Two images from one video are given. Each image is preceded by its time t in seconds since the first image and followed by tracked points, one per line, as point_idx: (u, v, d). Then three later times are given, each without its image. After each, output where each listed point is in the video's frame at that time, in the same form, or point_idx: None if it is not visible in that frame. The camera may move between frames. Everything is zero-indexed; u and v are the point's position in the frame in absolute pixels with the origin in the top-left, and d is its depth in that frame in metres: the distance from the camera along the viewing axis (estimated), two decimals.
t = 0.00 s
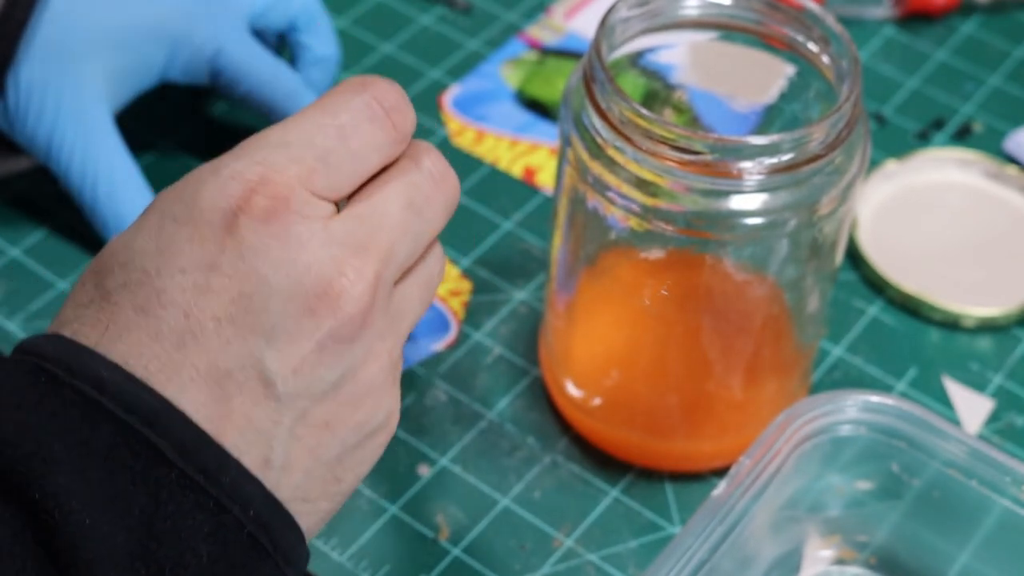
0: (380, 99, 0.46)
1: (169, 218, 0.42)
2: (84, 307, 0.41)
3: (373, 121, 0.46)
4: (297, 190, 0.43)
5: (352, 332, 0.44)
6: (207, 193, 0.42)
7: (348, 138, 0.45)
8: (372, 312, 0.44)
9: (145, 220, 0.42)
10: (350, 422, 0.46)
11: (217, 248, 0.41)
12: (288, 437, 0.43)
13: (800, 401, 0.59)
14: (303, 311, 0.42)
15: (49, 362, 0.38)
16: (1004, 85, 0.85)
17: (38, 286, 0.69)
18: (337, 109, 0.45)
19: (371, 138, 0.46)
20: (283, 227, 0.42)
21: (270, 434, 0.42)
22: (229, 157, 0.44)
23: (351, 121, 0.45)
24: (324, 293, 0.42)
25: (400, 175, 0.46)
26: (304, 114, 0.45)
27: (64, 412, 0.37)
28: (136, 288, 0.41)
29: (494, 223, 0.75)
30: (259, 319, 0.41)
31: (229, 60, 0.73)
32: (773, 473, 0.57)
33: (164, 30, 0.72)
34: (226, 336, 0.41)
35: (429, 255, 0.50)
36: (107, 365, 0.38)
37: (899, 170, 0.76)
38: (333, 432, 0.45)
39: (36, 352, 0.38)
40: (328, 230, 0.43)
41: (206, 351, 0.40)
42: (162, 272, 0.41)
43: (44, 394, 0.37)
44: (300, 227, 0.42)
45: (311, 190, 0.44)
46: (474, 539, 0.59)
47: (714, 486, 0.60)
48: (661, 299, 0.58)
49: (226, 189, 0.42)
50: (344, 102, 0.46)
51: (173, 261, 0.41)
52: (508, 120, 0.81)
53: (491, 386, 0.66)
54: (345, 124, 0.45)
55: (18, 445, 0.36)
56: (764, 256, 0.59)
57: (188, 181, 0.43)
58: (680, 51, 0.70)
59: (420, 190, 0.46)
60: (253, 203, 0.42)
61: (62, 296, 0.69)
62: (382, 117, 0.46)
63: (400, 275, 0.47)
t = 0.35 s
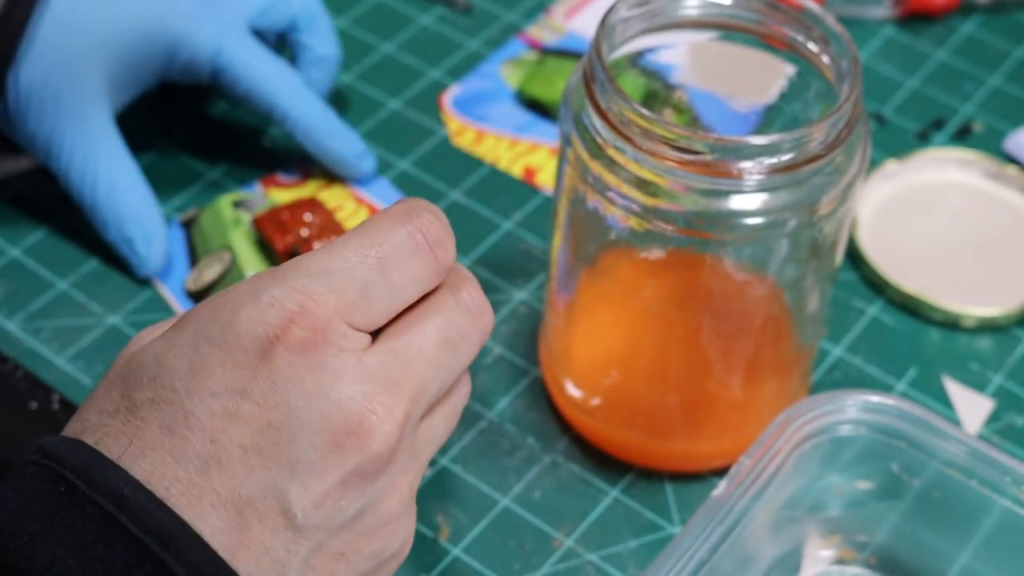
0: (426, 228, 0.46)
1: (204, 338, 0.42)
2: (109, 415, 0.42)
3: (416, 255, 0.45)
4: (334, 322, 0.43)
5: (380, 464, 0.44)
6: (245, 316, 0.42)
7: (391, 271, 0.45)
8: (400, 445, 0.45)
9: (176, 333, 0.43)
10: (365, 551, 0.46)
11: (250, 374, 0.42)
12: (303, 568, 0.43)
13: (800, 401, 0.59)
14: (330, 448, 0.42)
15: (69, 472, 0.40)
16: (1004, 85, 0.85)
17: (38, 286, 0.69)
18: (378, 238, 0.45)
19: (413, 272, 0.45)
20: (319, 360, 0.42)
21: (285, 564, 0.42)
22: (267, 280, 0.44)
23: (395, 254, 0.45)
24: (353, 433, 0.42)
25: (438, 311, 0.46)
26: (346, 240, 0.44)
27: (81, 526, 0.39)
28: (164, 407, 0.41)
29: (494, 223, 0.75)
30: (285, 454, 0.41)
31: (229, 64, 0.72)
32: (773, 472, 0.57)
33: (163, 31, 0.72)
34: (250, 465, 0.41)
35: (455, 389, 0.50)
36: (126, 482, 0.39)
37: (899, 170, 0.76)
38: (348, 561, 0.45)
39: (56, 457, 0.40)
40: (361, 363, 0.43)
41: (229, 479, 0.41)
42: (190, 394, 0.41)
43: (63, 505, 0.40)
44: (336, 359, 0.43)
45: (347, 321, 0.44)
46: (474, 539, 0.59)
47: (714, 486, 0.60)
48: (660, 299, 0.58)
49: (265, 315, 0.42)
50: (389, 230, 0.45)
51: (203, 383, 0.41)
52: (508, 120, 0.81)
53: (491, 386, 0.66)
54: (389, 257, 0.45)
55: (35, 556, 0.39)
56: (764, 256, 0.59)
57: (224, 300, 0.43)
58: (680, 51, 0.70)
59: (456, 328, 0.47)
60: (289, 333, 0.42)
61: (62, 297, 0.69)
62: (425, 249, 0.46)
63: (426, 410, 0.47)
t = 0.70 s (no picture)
0: (464, 307, 0.45)
1: (243, 414, 0.41)
2: (143, 483, 0.41)
3: (454, 338, 0.45)
4: (374, 407, 0.42)
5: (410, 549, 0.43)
6: (285, 397, 0.41)
7: (429, 352, 0.44)
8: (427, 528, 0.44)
9: (215, 404, 0.42)
10: None
11: (289, 455, 0.41)
12: None
13: (800, 401, 0.59)
14: (363, 531, 0.41)
15: (103, 538, 0.39)
16: (1004, 85, 0.85)
17: (38, 285, 0.69)
18: (413, 314, 0.44)
19: (450, 353, 0.45)
20: (357, 444, 0.42)
21: None
22: (307, 357, 0.42)
23: (434, 337, 0.44)
24: (386, 519, 0.42)
25: (470, 390, 0.46)
26: (385, 319, 0.44)
27: None
28: (200, 481, 0.41)
29: (493, 223, 0.75)
30: (319, 536, 0.41)
31: (235, 20, 0.73)
32: (773, 473, 0.57)
33: None
34: (285, 545, 0.40)
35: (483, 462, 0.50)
36: (161, 552, 0.38)
37: (899, 170, 0.76)
38: None
39: (93, 525, 0.39)
40: (396, 446, 0.43)
41: (263, 558, 0.40)
42: (228, 469, 0.41)
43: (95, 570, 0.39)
44: (373, 444, 0.42)
45: (386, 405, 0.43)
46: (474, 539, 0.59)
47: (714, 486, 0.60)
48: (661, 299, 0.58)
49: (307, 398, 0.41)
50: (427, 309, 0.44)
51: (242, 461, 0.41)
52: (508, 120, 0.81)
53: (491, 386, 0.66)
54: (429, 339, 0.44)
55: None
56: (764, 256, 0.59)
57: (264, 376, 0.42)
58: (680, 51, 0.70)
59: (487, 407, 0.46)
60: (329, 418, 0.41)
61: (62, 296, 0.69)
62: (462, 331, 0.45)
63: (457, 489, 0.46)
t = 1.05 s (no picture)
0: (474, 339, 0.45)
1: (249, 454, 0.41)
2: (148, 518, 0.42)
3: (464, 372, 0.45)
4: (381, 447, 0.42)
5: None
6: (291, 439, 0.41)
7: (437, 388, 0.44)
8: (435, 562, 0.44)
9: (220, 441, 0.42)
10: None
11: (295, 496, 0.41)
12: None
13: (800, 401, 0.59)
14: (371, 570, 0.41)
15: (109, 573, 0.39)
16: (1004, 85, 0.85)
17: (38, 285, 0.69)
18: (421, 349, 0.44)
19: (457, 389, 0.44)
20: (365, 484, 0.42)
21: None
22: (313, 396, 0.42)
23: (444, 372, 0.44)
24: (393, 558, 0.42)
25: (476, 421, 0.46)
26: (393, 353, 0.43)
27: None
28: (206, 520, 0.41)
29: (494, 223, 0.75)
30: None
31: (270, 80, 0.73)
32: (773, 472, 0.57)
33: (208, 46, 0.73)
34: None
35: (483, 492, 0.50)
36: None
37: (899, 170, 0.76)
38: None
39: (99, 559, 0.40)
40: (404, 485, 0.43)
41: None
42: (234, 509, 0.41)
43: None
44: (380, 484, 0.42)
45: (393, 443, 0.43)
46: (473, 539, 0.59)
47: (714, 486, 0.60)
48: (661, 299, 0.58)
49: (313, 439, 0.41)
50: (436, 342, 0.44)
51: (248, 501, 0.41)
52: (508, 120, 0.81)
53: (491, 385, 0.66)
54: (438, 376, 0.44)
55: None
56: (764, 256, 0.59)
57: (269, 415, 0.42)
58: (680, 51, 0.70)
59: (494, 438, 0.46)
60: (336, 460, 0.41)
61: (62, 296, 0.69)
62: (471, 362, 0.45)
63: (460, 521, 0.46)
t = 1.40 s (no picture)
0: (493, 374, 0.46)
1: (271, 488, 0.41)
2: (166, 545, 0.42)
3: (483, 406, 0.45)
4: (402, 484, 0.42)
5: None
6: (314, 476, 0.41)
7: (457, 424, 0.44)
8: None
9: (241, 473, 0.42)
10: None
11: (317, 532, 0.41)
12: None
13: (800, 401, 0.59)
14: None
15: None
16: (1004, 85, 0.85)
17: (38, 285, 0.69)
18: (443, 382, 0.44)
19: (475, 423, 0.45)
20: (385, 521, 0.42)
21: None
22: (335, 430, 0.42)
23: (464, 408, 0.44)
24: None
25: (489, 453, 0.47)
26: (415, 388, 0.43)
27: None
28: (226, 552, 0.41)
29: (494, 223, 0.75)
30: None
31: (276, 88, 0.73)
32: (773, 473, 0.57)
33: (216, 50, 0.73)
34: None
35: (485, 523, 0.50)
36: None
37: (899, 170, 0.76)
38: None
39: None
40: (423, 520, 0.43)
41: None
42: (253, 543, 0.41)
43: None
44: (399, 521, 0.42)
45: (414, 479, 0.43)
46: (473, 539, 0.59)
47: (714, 486, 0.60)
48: (661, 299, 0.58)
49: (336, 477, 0.41)
50: (457, 375, 0.44)
51: (268, 536, 0.41)
52: (508, 120, 0.81)
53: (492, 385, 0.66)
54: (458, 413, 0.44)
55: None
56: (764, 256, 0.59)
57: (292, 450, 0.42)
58: (680, 50, 0.70)
59: (509, 469, 0.47)
60: (358, 498, 0.41)
61: (62, 296, 0.69)
62: (490, 397, 0.45)
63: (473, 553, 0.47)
